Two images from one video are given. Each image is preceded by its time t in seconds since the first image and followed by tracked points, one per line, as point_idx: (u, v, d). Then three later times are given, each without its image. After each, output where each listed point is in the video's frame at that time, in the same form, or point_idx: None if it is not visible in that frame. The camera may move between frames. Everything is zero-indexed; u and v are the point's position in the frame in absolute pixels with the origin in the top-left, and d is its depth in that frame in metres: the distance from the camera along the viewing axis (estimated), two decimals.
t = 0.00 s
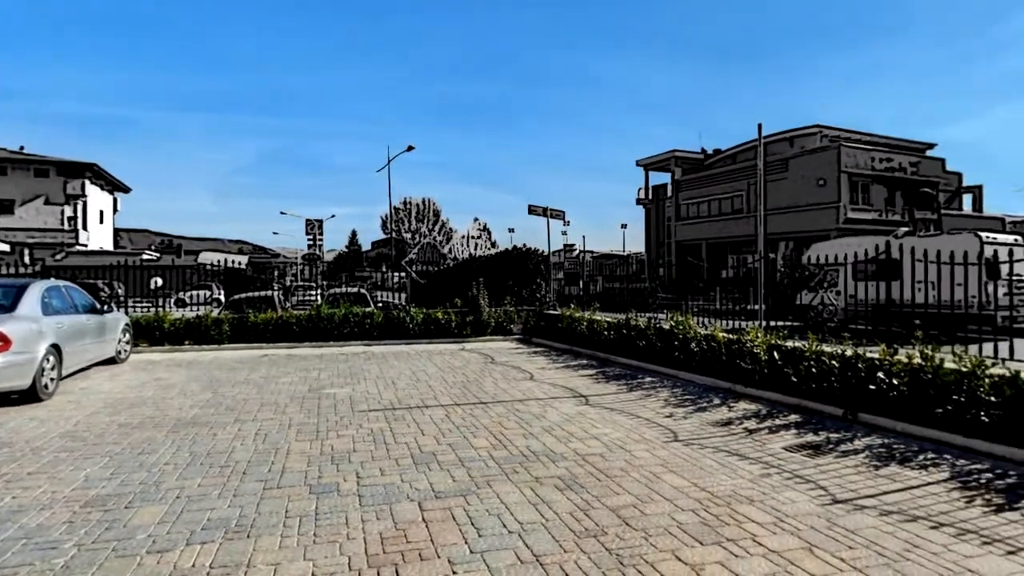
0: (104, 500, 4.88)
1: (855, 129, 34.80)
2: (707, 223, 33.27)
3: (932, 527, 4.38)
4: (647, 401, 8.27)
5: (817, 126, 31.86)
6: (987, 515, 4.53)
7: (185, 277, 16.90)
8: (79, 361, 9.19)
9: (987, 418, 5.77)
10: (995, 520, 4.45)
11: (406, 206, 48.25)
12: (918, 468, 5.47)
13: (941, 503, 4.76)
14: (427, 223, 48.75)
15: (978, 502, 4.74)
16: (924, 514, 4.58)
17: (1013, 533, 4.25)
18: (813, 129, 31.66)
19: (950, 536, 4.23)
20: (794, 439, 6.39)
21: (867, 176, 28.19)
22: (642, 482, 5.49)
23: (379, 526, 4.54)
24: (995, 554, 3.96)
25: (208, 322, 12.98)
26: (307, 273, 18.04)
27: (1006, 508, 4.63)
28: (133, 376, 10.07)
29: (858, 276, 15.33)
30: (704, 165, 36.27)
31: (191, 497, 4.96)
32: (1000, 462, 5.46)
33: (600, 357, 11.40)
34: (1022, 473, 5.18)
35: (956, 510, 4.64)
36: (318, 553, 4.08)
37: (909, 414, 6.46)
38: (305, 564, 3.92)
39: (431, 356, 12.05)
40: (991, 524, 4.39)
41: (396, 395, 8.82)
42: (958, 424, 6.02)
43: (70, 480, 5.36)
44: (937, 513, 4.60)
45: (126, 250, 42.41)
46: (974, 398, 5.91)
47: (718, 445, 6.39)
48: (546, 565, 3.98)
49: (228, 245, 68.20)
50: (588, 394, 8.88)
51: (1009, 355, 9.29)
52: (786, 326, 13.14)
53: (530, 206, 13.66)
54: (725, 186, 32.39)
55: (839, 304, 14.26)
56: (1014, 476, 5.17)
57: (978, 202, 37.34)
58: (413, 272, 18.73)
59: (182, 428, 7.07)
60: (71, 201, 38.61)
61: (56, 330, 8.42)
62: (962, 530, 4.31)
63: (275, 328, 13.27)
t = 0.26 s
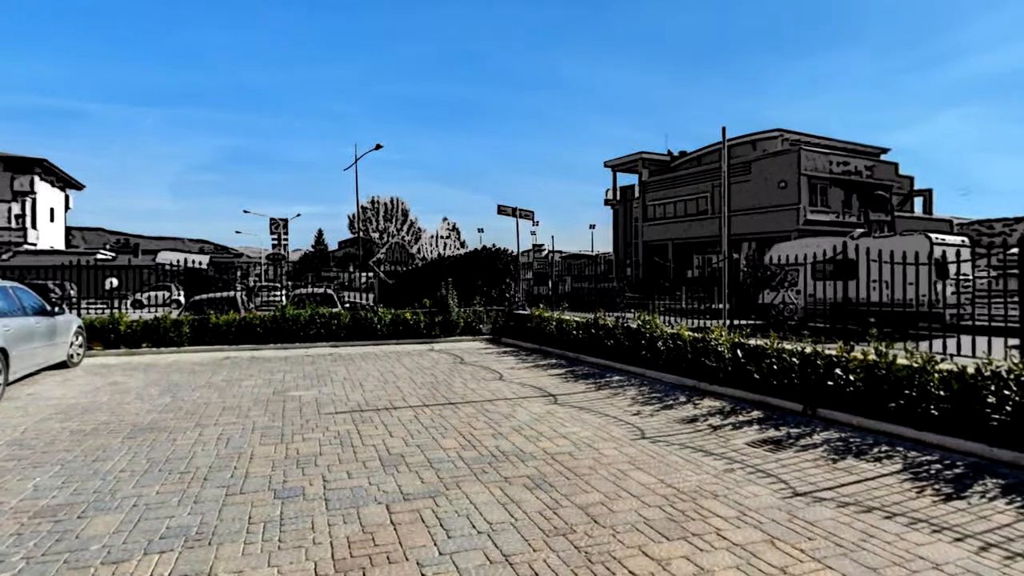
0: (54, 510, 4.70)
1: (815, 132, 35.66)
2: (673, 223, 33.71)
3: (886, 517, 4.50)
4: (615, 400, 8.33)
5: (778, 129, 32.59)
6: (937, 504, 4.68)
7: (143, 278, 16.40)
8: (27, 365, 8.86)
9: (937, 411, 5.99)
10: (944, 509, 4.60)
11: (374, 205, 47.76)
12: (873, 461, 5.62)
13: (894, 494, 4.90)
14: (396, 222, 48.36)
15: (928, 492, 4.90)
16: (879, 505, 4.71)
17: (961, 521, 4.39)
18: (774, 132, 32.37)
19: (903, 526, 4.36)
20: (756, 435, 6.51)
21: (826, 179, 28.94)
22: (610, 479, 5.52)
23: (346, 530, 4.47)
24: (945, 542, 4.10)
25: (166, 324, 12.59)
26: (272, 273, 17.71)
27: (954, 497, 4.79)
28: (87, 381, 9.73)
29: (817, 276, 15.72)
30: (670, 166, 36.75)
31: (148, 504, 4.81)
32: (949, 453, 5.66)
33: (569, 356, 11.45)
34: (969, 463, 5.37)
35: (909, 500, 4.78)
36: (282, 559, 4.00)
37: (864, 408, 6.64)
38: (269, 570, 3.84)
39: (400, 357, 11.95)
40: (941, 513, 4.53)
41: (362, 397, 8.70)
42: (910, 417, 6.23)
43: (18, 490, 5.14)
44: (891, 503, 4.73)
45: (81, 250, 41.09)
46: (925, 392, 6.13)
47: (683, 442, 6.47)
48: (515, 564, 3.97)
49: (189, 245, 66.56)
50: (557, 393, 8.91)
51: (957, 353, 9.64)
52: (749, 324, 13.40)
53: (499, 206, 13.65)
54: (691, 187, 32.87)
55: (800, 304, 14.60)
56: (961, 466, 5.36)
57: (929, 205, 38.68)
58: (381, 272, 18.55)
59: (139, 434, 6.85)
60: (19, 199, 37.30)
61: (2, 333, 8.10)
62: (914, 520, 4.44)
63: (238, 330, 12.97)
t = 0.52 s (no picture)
0: (14, 519, 4.55)
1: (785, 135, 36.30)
2: (648, 223, 33.99)
3: (853, 510, 4.59)
4: (590, 399, 8.36)
5: (749, 132, 33.08)
6: (901, 496, 4.79)
7: (108, 278, 15.99)
8: None
9: (900, 407, 6.15)
10: (907, 501, 4.70)
11: (348, 205, 47.27)
12: (840, 456, 5.73)
13: (860, 488, 5.00)
14: (371, 222, 47.98)
15: (892, 486, 5.01)
16: (846, 498, 4.80)
17: (924, 513, 4.50)
18: (746, 135, 32.86)
19: (868, 518, 4.45)
20: (728, 432, 6.59)
21: (794, 181, 29.47)
22: (586, 478, 5.54)
23: (319, 533, 4.41)
24: (908, 533, 4.19)
25: (132, 326, 12.28)
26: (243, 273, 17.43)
27: (917, 490, 4.91)
28: (49, 385, 9.45)
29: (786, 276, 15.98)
30: (645, 167, 37.08)
31: (114, 511, 4.69)
32: (912, 447, 5.80)
33: (545, 356, 11.48)
34: (930, 457, 5.51)
35: (874, 493, 4.88)
36: (254, 564, 3.93)
37: (831, 404, 6.77)
38: None
39: (375, 358, 11.84)
40: (905, 505, 4.64)
41: (336, 399, 8.60)
42: (875, 413, 6.37)
43: None
44: (857, 497, 4.83)
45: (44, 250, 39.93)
46: (889, 388, 6.28)
47: (658, 440, 6.52)
48: (491, 565, 3.95)
49: (157, 245, 65.11)
50: (533, 393, 8.91)
51: (919, 350, 9.87)
52: (721, 323, 13.57)
53: (475, 206, 13.62)
54: (665, 188, 33.18)
55: (771, 303, 14.84)
56: (923, 459, 5.50)
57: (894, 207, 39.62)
58: (356, 272, 18.37)
59: (104, 439, 6.68)
60: None
61: None
62: (879, 512, 4.54)
63: (207, 331, 12.70)
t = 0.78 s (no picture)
0: None
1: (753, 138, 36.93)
2: (619, 224, 34.23)
3: (816, 504, 4.68)
4: (563, 398, 8.38)
5: (717, 134, 33.56)
6: (861, 489, 4.89)
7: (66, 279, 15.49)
8: None
9: (861, 402, 6.27)
10: (867, 493, 4.81)
11: (318, 204, 46.60)
12: (804, 450, 5.84)
13: (823, 481, 5.09)
14: (341, 222, 47.39)
15: (854, 478, 5.11)
16: (810, 492, 4.89)
17: (882, 505, 4.61)
18: (714, 137, 33.34)
19: (831, 511, 4.53)
20: (697, 429, 6.65)
21: (761, 182, 29.99)
22: (558, 476, 5.54)
23: (288, 538, 4.32)
24: (869, 525, 4.28)
25: (92, 328, 11.91)
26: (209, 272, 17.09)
27: (877, 482, 5.02)
28: (3, 390, 9.11)
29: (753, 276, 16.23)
30: (617, 168, 37.36)
31: (72, 520, 4.53)
32: (872, 441, 5.94)
33: (517, 356, 11.47)
34: (889, 451, 5.64)
35: (836, 486, 4.98)
36: (220, 571, 3.83)
37: (796, 400, 6.87)
38: None
39: (345, 359, 11.69)
40: (865, 497, 4.74)
41: (306, 401, 8.46)
42: (837, 408, 6.47)
43: None
44: (821, 490, 4.92)
45: None
46: (850, 385, 6.42)
47: (629, 438, 6.56)
48: (464, 566, 3.91)
49: (118, 244, 63.29)
50: (506, 393, 8.89)
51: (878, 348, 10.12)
52: (690, 322, 13.73)
53: (447, 206, 13.54)
54: (636, 189, 33.46)
55: (740, 302, 15.06)
56: (882, 453, 5.63)
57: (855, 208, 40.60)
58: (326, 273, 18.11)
59: (61, 445, 6.46)
60: None
61: None
62: (841, 505, 4.63)
63: (171, 333, 12.38)
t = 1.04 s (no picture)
0: None
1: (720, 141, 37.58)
2: (589, 224, 34.43)
3: (779, 497, 4.75)
4: (534, 398, 8.37)
5: (685, 137, 34.04)
6: (822, 482, 4.99)
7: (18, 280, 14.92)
8: None
9: (822, 398, 6.44)
10: (828, 486, 4.91)
11: (286, 202, 45.80)
12: (768, 446, 5.94)
13: (787, 475, 5.18)
14: (309, 221, 46.65)
15: (815, 472, 5.21)
16: (773, 486, 4.96)
17: (842, 497, 4.71)
18: (682, 139, 33.80)
19: (794, 504, 4.61)
20: (665, 426, 6.71)
21: (727, 184, 30.50)
22: (529, 476, 5.52)
23: (253, 544, 4.22)
24: (829, 517, 4.37)
25: (46, 330, 11.49)
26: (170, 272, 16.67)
27: (836, 476, 5.13)
28: None
29: (719, 276, 16.47)
30: (587, 169, 37.60)
31: (24, 532, 4.35)
32: (832, 435, 6.08)
33: (488, 356, 11.45)
34: (848, 444, 5.79)
35: (799, 480, 5.07)
36: None
37: (760, 397, 7.01)
38: None
39: (313, 361, 11.51)
40: (826, 490, 4.83)
41: (273, 404, 8.30)
42: (800, 405, 6.63)
43: None
44: (784, 484, 5.00)
45: None
46: (812, 381, 6.57)
47: (599, 436, 6.58)
48: (434, 568, 3.87)
49: (75, 243, 61.27)
50: (477, 393, 8.86)
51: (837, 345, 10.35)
52: (658, 322, 13.88)
53: (417, 206, 13.45)
54: (606, 189, 33.69)
55: (708, 301, 15.28)
56: (842, 447, 5.77)
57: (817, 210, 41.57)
58: (293, 273, 17.81)
59: (13, 453, 6.20)
60: None
61: None
62: (803, 498, 4.71)
63: (130, 336, 12.01)
